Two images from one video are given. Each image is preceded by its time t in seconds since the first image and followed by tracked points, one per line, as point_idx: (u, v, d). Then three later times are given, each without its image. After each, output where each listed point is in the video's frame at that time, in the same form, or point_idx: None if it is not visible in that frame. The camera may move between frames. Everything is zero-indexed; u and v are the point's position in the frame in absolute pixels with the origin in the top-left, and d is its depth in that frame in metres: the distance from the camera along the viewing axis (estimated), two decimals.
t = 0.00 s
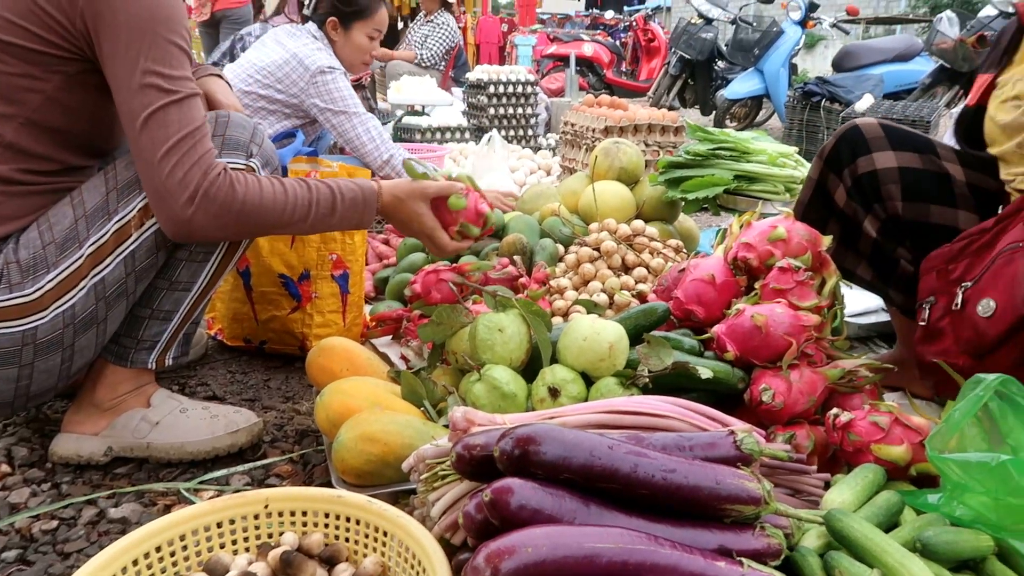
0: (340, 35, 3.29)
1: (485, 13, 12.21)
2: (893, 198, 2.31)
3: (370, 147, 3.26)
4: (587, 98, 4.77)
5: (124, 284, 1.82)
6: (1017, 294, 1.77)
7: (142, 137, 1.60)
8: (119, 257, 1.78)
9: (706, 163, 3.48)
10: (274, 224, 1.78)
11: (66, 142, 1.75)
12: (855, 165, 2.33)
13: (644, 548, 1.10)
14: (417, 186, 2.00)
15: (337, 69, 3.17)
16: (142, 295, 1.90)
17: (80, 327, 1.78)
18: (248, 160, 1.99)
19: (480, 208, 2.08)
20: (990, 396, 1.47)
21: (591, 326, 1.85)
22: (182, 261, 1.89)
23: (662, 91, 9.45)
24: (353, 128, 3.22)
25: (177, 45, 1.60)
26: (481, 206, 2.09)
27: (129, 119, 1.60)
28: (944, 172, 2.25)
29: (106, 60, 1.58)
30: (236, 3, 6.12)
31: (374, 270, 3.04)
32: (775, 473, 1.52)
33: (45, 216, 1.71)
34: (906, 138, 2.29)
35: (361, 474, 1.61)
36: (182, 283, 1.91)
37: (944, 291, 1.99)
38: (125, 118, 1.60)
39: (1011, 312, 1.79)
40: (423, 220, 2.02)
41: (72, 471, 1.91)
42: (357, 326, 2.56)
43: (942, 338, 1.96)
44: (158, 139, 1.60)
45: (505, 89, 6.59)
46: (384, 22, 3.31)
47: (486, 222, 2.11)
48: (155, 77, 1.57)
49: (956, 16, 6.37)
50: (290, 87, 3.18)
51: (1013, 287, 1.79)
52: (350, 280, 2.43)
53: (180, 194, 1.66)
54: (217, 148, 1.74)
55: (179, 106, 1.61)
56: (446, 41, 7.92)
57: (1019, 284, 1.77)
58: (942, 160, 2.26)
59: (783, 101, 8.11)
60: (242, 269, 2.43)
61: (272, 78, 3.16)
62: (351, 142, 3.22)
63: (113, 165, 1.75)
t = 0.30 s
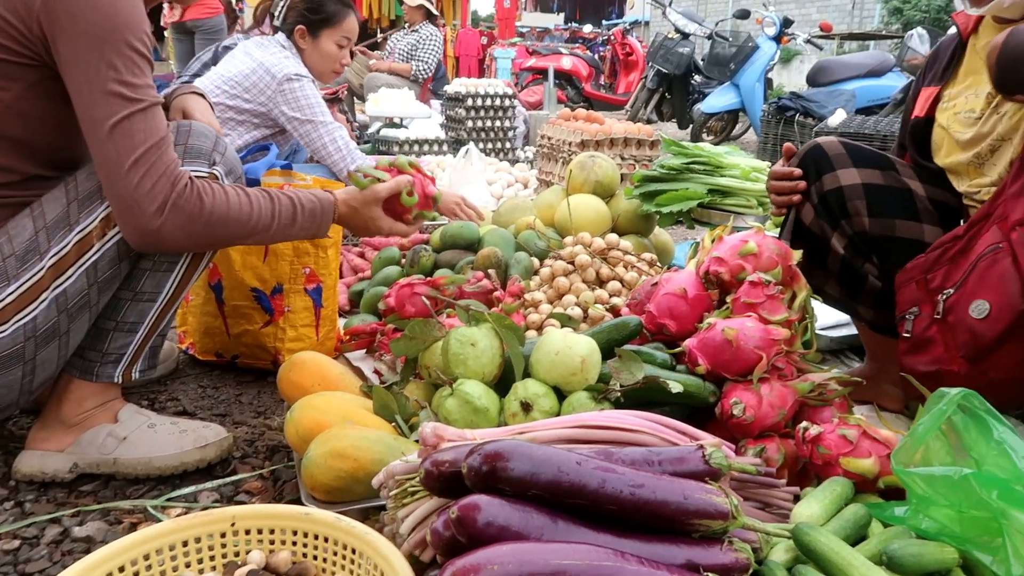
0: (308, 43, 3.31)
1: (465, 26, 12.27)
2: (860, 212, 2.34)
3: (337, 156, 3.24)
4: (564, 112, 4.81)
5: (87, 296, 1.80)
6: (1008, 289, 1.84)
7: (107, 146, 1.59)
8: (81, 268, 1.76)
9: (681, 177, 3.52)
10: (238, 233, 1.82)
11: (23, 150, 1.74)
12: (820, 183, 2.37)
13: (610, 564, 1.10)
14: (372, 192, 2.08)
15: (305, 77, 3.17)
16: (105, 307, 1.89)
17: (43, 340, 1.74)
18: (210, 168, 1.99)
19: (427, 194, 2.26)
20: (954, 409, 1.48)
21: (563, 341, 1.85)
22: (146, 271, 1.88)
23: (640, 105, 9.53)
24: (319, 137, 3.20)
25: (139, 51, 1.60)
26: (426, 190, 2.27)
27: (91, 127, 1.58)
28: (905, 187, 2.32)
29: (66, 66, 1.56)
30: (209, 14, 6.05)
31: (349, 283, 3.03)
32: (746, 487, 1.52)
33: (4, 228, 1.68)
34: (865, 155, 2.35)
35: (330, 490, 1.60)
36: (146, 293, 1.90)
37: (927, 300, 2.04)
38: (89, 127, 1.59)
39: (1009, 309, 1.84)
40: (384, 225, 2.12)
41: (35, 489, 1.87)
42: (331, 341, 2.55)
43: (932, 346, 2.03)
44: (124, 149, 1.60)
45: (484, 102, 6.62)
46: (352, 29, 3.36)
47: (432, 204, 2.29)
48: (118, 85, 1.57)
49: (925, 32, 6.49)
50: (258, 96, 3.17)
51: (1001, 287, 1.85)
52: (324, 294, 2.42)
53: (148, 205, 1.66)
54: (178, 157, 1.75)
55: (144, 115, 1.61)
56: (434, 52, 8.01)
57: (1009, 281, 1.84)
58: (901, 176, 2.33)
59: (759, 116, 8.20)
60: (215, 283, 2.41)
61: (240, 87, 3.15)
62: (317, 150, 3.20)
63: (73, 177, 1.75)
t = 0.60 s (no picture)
0: (293, 57, 3.35)
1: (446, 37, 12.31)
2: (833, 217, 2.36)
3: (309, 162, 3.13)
4: (544, 123, 4.83)
5: (60, 306, 1.77)
6: (937, 293, 1.87)
7: (79, 156, 1.58)
8: (55, 278, 1.74)
9: (660, 187, 3.55)
10: (211, 239, 1.82)
11: None
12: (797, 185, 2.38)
13: (590, 571, 1.11)
14: (340, 181, 2.08)
15: (281, 85, 3.12)
16: (79, 317, 1.86)
17: (15, 352, 1.71)
18: (185, 176, 1.98)
19: (398, 169, 2.26)
20: (928, 413, 1.50)
21: (543, 349, 1.85)
22: (121, 280, 1.87)
23: (620, 116, 9.60)
24: (291, 142, 3.11)
25: (111, 59, 1.58)
26: (395, 168, 2.25)
27: (63, 136, 1.57)
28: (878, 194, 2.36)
29: (35, 73, 1.55)
30: (178, 24, 6.05)
31: (329, 293, 3.02)
32: (724, 493, 1.53)
33: None
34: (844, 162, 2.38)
35: (308, 501, 1.59)
36: (121, 302, 1.88)
37: (879, 305, 2.09)
38: (60, 137, 1.57)
39: (934, 313, 1.87)
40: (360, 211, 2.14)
41: (7, 504, 1.84)
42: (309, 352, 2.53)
43: (879, 349, 2.05)
44: (97, 159, 1.59)
45: (464, 113, 6.63)
46: (339, 49, 3.45)
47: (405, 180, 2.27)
48: (89, 94, 1.56)
49: (898, 44, 6.61)
50: (235, 106, 3.16)
51: (933, 292, 1.89)
52: (303, 304, 2.41)
53: (123, 215, 1.65)
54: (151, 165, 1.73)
55: (117, 124, 1.60)
56: (412, 60, 7.97)
57: (939, 285, 1.87)
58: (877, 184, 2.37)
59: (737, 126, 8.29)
60: (192, 294, 2.40)
61: (216, 97, 3.15)
62: (288, 155, 3.10)
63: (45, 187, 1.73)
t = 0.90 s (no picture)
0: (293, 73, 3.35)
1: (438, 48, 12.35)
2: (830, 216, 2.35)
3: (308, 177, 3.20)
4: (536, 133, 4.85)
5: (51, 320, 1.76)
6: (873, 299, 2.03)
7: (73, 173, 1.57)
8: (45, 292, 1.73)
9: (652, 196, 3.56)
10: (202, 255, 1.81)
11: None
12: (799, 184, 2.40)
13: None
14: (322, 182, 2.06)
15: (279, 100, 3.14)
16: (70, 331, 1.86)
17: (6, 367, 1.71)
18: (177, 188, 1.98)
19: (371, 157, 2.20)
20: (921, 421, 1.51)
21: (537, 359, 1.85)
22: (112, 293, 1.86)
23: (612, 125, 9.64)
24: (290, 157, 3.17)
25: (107, 76, 1.59)
26: (368, 153, 2.19)
27: (57, 152, 1.57)
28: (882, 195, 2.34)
29: (31, 89, 1.55)
30: (162, 36, 6.04)
31: (322, 304, 3.01)
32: (719, 503, 1.52)
33: None
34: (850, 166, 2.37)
35: (303, 514, 1.58)
36: (113, 316, 1.87)
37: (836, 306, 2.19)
38: (55, 155, 1.57)
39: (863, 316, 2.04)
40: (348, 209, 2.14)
41: None
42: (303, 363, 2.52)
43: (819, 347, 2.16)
44: (91, 176, 1.58)
45: (456, 123, 6.65)
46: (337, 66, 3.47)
47: (382, 162, 2.22)
48: (84, 111, 1.56)
49: (887, 53, 6.65)
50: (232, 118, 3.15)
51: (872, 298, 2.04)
52: (296, 316, 2.41)
53: (116, 233, 1.65)
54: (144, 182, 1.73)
55: (112, 141, 1.60)
56: (408, 72, 8.07)
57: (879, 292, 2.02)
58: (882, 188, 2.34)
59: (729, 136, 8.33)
60: (185, 306, 2.39)
61: (214, 109, 3.12)
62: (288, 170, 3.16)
63: (35, 201, 1.72)
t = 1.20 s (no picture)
0: (291, 84, 3.38)
1: (431, 53, 12.36)
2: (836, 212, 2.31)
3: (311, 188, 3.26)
4: (528, 137, 4.86)
5: (35, 330, 1.75)
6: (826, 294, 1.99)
7: (62, 181, 1.57)
8: (29, 302, 1.72)
9: (644, 199, 3.57)
10: (190, 264, 1.81)
11: None
12: (813, 181, 2.37)
13: None
14: (295, 176, 2.09)
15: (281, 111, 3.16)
16: (55, 340, 1.85)
17: None
18: (160, 193, 1.97)
19: (330, 153, 2.26)
20: (911, 422, 1.51)
21: (527, 363, 1.85)
22: (97, 301, 1.84)
23: (604, 129, 9.65)
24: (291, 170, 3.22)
25: (97, 85, 1.59)
26: (322, 145, 2.26)
27: (46, 160, 1.56)
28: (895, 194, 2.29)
29: (20, 96, 1.54)
30: (152, 45, 6.05)
31: (313, 309, 3.00)
32: (710, 505, 1.52)
33: None
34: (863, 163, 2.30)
35: (292, 520, 1.57)
36: (98, 324, 1.86)
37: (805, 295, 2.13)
38: (43, 164, 1.56)
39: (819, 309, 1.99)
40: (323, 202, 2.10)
41: None
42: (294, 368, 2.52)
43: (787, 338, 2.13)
44: (80, 185, 1.58)
45: (449, 128, 6.66)
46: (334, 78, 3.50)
47: (338, 152, 2.28)
48: (74, 119, 1.55)
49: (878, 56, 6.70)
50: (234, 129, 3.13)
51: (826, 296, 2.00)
52: (286, 321, 2.40)
53: (104, 243, 1.64)
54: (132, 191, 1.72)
55: (102, 150, 1.60)
56: (406, 77, 8.15)
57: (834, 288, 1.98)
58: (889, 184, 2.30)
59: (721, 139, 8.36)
60: (175, 312, 2.38)
61: (215, 117, 3.10)
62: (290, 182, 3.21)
63: (16, 207, 1.71)
